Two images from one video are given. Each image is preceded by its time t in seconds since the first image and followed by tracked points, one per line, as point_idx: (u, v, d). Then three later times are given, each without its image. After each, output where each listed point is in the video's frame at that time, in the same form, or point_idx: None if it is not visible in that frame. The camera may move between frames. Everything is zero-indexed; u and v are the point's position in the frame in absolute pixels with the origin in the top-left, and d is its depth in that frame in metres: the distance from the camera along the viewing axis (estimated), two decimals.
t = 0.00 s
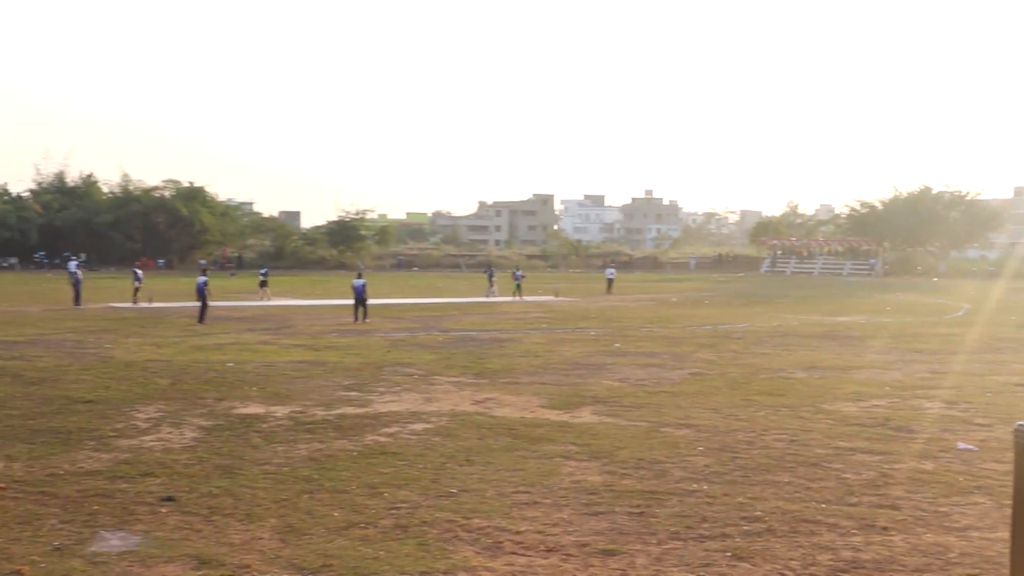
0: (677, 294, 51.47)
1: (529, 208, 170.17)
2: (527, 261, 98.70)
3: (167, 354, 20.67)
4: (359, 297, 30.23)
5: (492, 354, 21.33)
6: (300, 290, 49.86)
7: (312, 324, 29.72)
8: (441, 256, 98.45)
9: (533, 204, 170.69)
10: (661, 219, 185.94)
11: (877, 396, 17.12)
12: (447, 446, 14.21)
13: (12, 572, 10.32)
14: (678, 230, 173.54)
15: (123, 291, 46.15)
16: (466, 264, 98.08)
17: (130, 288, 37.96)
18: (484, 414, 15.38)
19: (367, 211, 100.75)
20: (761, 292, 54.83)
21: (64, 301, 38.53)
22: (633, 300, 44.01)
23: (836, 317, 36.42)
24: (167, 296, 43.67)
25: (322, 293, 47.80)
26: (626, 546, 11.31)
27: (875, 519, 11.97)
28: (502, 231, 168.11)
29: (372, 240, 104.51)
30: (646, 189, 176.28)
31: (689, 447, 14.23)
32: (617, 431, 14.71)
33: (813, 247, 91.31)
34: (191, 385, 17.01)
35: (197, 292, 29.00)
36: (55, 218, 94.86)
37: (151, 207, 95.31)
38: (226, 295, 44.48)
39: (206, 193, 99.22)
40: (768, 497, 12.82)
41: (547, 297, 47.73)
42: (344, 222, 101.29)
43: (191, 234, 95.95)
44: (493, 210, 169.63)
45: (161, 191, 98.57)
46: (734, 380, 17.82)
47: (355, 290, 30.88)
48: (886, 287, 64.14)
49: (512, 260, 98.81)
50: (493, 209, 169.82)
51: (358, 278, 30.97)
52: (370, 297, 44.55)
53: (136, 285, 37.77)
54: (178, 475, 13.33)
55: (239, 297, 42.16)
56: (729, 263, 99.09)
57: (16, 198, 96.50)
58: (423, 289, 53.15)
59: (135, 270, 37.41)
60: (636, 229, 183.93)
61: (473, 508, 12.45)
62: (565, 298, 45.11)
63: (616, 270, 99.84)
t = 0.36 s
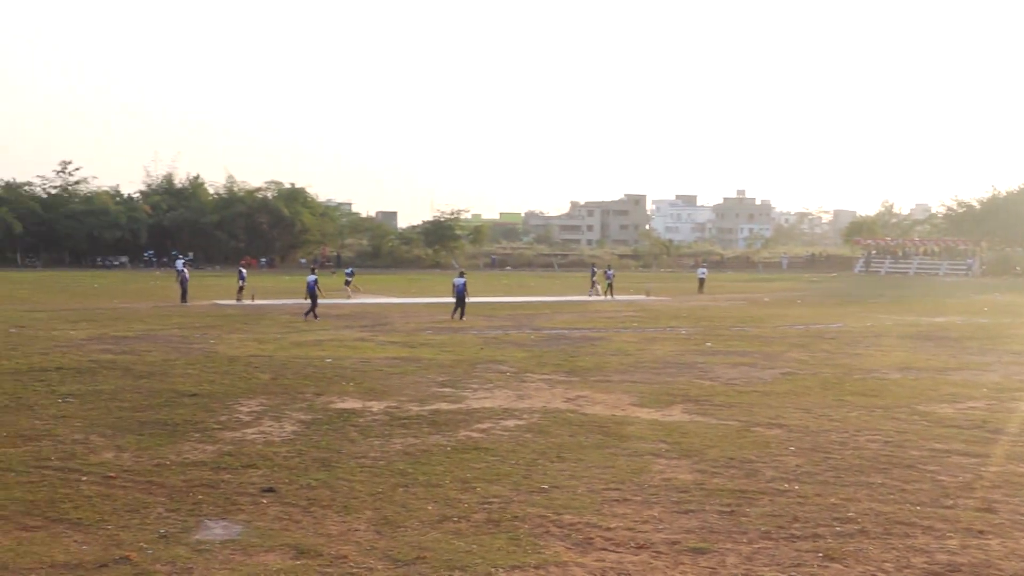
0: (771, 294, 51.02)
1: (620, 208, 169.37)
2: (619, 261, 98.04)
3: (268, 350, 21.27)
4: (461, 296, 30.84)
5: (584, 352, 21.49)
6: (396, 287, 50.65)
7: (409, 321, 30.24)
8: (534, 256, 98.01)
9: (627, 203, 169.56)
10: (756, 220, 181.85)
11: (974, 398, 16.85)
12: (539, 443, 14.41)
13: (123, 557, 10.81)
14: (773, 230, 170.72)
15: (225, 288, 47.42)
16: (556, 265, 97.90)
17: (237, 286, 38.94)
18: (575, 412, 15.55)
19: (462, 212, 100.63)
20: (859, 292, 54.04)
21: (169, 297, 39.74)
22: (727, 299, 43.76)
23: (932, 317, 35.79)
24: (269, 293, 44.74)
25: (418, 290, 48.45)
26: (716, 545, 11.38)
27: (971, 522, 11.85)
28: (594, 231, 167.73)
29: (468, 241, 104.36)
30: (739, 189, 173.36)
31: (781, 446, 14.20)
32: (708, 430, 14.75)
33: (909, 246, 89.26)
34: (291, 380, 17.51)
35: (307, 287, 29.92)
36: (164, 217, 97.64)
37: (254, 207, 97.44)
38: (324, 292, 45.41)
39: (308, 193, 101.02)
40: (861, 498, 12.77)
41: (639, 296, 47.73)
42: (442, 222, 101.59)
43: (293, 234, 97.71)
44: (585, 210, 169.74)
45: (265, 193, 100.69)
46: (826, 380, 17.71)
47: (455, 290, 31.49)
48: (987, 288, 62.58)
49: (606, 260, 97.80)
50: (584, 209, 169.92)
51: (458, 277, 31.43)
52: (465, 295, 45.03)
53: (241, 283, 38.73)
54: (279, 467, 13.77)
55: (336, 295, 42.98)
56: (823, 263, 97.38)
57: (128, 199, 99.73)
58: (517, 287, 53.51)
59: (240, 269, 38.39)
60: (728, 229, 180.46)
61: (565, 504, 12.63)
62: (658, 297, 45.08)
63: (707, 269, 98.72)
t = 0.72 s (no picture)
0: (822, 294, 50.42)
1: (668, 207, 167.88)
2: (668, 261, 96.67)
3: (311, 351, 21.21)
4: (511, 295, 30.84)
5: (631, 354, 21.27)
6: (441, 287, 50.65)
7: (454, 322, 30.15)
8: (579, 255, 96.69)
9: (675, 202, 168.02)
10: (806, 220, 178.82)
11: None
12: (584, 445, 14.20)
13: (167, 559, 10.71)
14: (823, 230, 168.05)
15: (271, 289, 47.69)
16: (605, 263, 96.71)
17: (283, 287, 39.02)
18: (621, 414, 15.33)
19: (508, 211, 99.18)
20: (913, 292, 53.36)
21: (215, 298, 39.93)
22: (777, 300, 43.33)
23: (987, 318, 35.17)
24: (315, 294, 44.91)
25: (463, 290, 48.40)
26: (766, 550, 11.13)
27: None
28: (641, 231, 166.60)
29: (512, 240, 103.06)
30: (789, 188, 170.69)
31: (832, 451, 13.90)
32: (756, 433, 14.48)
33: (966, 246, 87.39)
34: (335, 381, 17.44)
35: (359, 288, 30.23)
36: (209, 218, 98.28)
37: (299, 207, 97.96)
38: (369, 292, 45.52)
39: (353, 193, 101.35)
40: (915, 504, 12.46)
41: (686, 297, 47.37)
42: (488, 221, 100.12)
43: (337, 233, 98.12)
44: (632, 209, 168.60)
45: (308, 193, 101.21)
46: (879, 383, 17.37)
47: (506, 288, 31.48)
48: None
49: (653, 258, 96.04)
50: (632, 207, 168.73)
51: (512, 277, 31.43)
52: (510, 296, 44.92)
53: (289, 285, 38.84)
54: (321, 469, 13.65)
55: (381, 296, 43.04)
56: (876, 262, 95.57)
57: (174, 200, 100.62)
58: (564, 288, 53.34)
59: (286, 269, 38.45)
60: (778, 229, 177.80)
61: (610, 509, 12.42)
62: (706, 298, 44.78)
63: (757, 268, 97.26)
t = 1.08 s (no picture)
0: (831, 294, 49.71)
1: (674, 205, 165.88)
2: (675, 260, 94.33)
3: (303, 354, 20.61)
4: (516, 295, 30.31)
5: (636, 358, 20.70)
6: (440, 287, 50.05)
7: (454, 323, 29.54)
8: (582, 254, 94.60)
9: (683, 200, 165.53)
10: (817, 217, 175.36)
11: None
12: (587, 452, 13.62)
13: (149, 571, 10.14)
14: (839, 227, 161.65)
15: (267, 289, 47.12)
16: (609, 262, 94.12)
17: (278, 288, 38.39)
18: (625, 419, 14.77)
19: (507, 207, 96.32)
20: (926, 292, 52.54)
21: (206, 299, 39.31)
22: (786, 301, 42.65)
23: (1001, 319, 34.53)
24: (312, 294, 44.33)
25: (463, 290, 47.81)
26: (776, 562, 10.57)
27: None
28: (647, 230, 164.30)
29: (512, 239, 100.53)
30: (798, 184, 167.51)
31: (845, 458, 13.34)
32: (766, 440, 13.92)
33: (985, 245, 85.78)
34: (328, 385, 16.86)
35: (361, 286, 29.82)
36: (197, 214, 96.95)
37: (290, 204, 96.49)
38: (366, 292, 44.97)
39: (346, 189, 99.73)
40: (931, 514, 11.89)
41: (693, 297, 46.70)
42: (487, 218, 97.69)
43: (329, 230, 96.61)
44: (637, 207, 166.77)
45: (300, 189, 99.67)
46: (893, 388, 16.80)
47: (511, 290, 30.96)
48: None
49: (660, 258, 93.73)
50: (637, 206, 166.89)
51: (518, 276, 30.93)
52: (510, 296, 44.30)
53: (284, 285, 38.22)
54: (312, 477, 13.09)
55: (379, 296, 42.47)
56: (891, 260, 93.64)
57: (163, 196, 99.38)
58: (568, 287, 52.65)
59: (282, 268, 37.81)
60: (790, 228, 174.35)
61: (614, 518, 11.85)
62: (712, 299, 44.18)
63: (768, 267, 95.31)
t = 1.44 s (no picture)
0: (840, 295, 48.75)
1: (677, 201, 156.83)
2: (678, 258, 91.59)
3: (289, 358, 20.00)
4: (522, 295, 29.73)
5: (638, 361, 20.11)
6: (435, 288, 49.21)
7: (448, 326, 28.91)
8: (581, 253, 91.62)
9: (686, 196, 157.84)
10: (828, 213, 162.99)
11: None
12: (586, 460, 13.04)
13: None
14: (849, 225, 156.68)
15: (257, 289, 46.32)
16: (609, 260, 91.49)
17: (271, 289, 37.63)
18: (626, 426, 14.19)
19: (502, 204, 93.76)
20: (937, 293, 51.54)
21: (189, 300, 38.52)
22: (794, 301, 41.83)
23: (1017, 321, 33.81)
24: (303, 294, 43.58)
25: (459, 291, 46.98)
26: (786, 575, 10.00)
27: None
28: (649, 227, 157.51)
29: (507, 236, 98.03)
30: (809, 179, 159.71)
31: (856, 465, 12.77)
32: (772, 447, 13.33)
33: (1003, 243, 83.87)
34: (316, 390, 16.26)
35: (357, 287, 29.35)
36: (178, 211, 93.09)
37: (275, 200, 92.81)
38: (360, 293, 44.23)
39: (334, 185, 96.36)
40: (946, 524, 11.33)
41: (698, 298, 45.82)
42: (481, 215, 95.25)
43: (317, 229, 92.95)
44: (638, 202, 157.63)
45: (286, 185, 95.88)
46: (905, 393, 16.23)
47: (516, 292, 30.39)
48: None
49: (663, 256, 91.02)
50: (638, 201, 157.82)
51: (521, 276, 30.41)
52: (507, 297, 43.52)
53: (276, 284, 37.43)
54: (298, 486, 12.48)
55: (373, 297, 41.77)
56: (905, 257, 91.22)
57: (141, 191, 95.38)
58: (569, 287, 51.72)
59: (273, 267, 36.98)
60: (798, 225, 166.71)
61: (614, 528, 11.27)
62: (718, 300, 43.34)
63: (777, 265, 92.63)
